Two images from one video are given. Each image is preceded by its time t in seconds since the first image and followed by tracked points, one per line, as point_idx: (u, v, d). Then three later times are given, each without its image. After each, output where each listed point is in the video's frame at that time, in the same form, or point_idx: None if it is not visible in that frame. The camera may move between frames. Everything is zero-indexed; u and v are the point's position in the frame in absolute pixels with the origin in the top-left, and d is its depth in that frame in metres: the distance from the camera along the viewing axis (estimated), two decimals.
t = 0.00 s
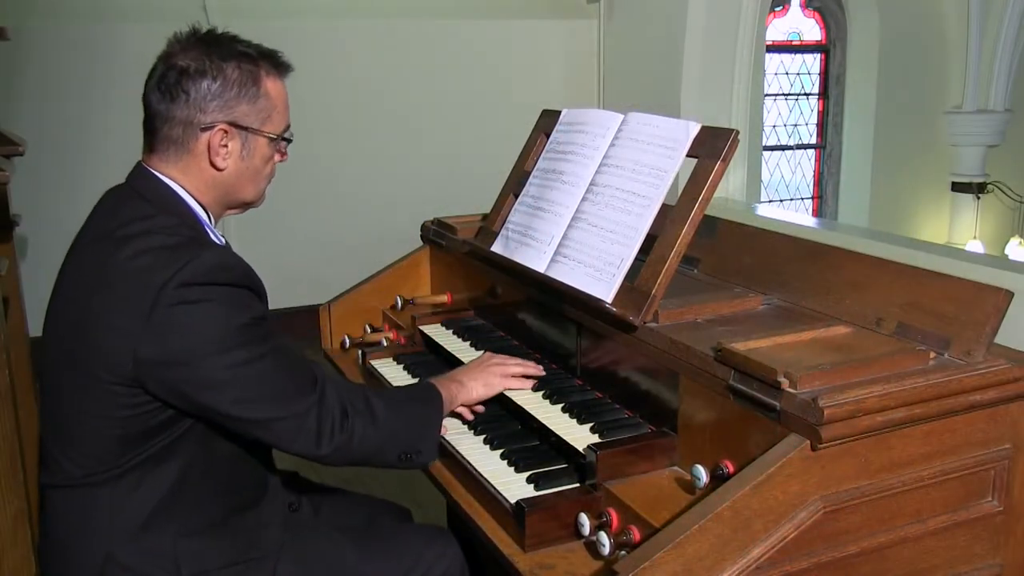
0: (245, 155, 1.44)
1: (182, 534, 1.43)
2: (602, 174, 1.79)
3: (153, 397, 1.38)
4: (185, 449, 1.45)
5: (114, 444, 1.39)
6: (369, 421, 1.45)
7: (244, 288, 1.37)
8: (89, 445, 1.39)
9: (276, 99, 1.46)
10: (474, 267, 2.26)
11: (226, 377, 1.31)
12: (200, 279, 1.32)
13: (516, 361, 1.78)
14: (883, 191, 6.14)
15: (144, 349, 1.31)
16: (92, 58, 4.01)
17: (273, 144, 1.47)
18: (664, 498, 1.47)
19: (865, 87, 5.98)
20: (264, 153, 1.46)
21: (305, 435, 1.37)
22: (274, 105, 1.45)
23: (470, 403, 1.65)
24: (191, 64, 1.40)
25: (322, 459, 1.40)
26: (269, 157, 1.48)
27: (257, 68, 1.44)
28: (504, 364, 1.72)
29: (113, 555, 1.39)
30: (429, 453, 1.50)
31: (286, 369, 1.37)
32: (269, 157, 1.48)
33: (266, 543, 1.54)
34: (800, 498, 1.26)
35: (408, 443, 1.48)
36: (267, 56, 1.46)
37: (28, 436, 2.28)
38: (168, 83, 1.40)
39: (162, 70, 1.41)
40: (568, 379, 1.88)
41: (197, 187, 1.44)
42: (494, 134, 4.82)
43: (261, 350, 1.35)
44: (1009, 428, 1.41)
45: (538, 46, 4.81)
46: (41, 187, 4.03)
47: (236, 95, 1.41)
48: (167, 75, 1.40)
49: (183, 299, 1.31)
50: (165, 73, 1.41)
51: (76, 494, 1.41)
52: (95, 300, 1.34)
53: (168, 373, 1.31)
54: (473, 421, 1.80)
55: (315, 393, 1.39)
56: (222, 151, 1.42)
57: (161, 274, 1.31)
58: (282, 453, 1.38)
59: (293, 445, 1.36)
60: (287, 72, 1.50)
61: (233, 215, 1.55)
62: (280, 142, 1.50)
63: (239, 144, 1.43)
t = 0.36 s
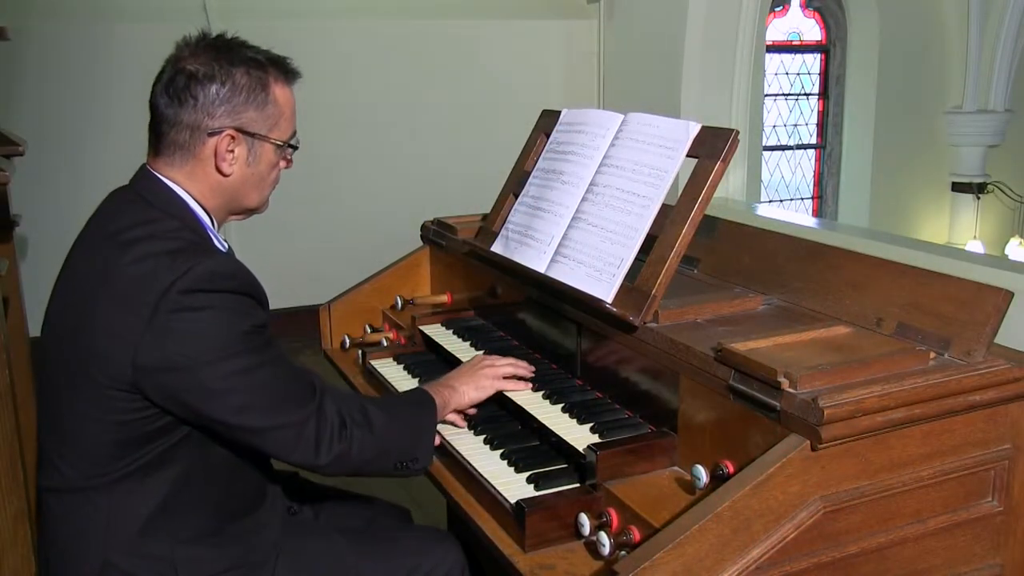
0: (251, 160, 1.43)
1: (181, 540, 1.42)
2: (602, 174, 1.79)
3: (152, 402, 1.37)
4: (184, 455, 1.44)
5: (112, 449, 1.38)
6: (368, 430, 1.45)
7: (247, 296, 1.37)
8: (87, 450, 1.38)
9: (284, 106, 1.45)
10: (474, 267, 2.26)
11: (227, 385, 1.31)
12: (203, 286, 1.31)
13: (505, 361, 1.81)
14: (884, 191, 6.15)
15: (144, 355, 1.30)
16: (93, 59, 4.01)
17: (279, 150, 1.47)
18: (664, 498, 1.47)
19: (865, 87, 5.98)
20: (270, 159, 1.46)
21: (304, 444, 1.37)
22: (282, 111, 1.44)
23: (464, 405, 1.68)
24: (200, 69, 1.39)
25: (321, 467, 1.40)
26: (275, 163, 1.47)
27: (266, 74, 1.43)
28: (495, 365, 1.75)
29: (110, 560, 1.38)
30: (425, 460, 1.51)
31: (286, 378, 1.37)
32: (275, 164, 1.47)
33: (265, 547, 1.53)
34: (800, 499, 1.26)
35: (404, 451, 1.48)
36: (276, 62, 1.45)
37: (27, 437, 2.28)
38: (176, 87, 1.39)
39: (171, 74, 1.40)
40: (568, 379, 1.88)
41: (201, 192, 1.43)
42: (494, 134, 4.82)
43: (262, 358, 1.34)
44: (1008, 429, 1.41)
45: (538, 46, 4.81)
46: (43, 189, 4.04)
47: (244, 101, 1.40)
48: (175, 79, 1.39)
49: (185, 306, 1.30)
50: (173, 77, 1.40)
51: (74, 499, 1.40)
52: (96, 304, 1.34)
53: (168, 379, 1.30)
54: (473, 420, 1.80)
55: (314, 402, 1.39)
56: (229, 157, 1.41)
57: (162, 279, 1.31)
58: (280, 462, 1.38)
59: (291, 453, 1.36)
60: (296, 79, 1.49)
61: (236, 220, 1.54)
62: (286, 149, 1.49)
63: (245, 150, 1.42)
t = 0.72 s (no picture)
0: (251, 162, 1.43)
1: (181, 543, 1.42)
2: (602, 174, 1.79)
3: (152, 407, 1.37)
4: (184, 458, 1.44)
5: (112, 453, 1.38)
6: (370, 432, 1.44)
7: (247, 299, 1.36)
8: (86, 454, 1.38)
9: (283, 107, 1.45)
10: (474, 267, 2.27)
11: (228, 389, 1.31)
12: (203, 290, 1.31)
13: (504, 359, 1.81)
14: (884, 190, 6.15)
15: (143, 359, 1.30)
16: (94, 60, 4.02)
17: (279, 151, 1.47)
18: (664, 498, 1.47)
19: (865, 86, 5.98)
20: (270, 160, 1.46)
21: (306, 446, 1.37)
22: (281, 112, 1.44)
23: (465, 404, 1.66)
24: (199, 70, 1.39)
25: (324, 469, 1.40)
26: (275, 164, 1.47)
27: (265, 75, 1.43)
28: (495, 364, 1.73)
29: (110, 561, 1.38)
30: (427, 460, 1.51)
31: (288, 381, 1.37)
32: (275, 165, 1.47)
33: (266, 548, 1.54)
34: (800, 499, 1.26)
35: (406, 451, 1.49)
36: (275, 62, 1.44)
37: (27, 437, 2.28)
38: (175, 88, 1.39)
39: (169, 75, 1.40)
40: (568, 379, 1.88)
41: (201, 194, 1.43)
42: (494, 134, 4.82)
43: (263, 361, 1.34)
44: (1008, 429, 1.41)
45: (538, 46, 4.81)
46: (43, 189, 4.04)
47: (243, 103, 1.40)
48: (174, 80, 1.39)
49: (185, 310, 1.30)
50: (172, 78, 1.40)
51: (74, 502, 1.40)
52: (94, 308, 1.33)
53: (168, 384, 1.30)
54: (472, 420, 1.80)
55: (316, 405, 1.39)
56: (228, 158, 1.41)
57: (162, 283, 1.31)
58: (281, 464, 1.38)
59: (293, 456, 1.36)
60: (296, 79, 1.49)
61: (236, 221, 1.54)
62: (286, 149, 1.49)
63: (245, 151, 1.42)
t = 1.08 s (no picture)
0: (245, 158, 1.43)
1: (182, 545, 1.42)
2: (602, 174, 1.79)
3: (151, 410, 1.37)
4: (183, 461, 1.44)
5: (111, 457, 1.38)
6: (374, 429, 1.44)
7: (245, 300, 1.36)
8: (85, 458, 1.38)
9: (275, 101, 1.45)
10: (474, 267, 2.27)
11: (227, 390, 1.30)
12: (200, 292, 1.31)
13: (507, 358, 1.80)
14: (884, 190, 6.16)
15: (142, 364, 1.30)
16: (94, 60, 4.02)
17: (272, 146, 1.47)
18: (664, 498, 1.47)
19: (865, 86, 5.98)
20: (263, 155, 1.46)
21: (308, 446, 1.36)
22: (273, 107, 1.44)
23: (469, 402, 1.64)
24: (187, 68, 1.38)
25: (328, 467, 1.39)
26: (268, 159, 1.47)
27: (255, 70, 1.43)
28: (501, 364, 1.71)
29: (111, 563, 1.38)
30: (432, 457, 1.50)
31: (288, 381, 1.37)
32: (268, 160, 1.47)
33: (266, 549, 1.53)
34: (800, 499, 1.26)
35: (411, 449, 1.48)
36: (264, 57, 1.44)
37: (26, 438, 2.28)
38: (164, 87, 1.38)
39: (157, 74, 1.39)
40: (569, 379, 1.89)
41: (195, 193, 1.43)
42: (494, 134, 4.82)
43: (262, 362, 1.34)
44: (1008, 429, 1.41)
45: (538, 46, 4.81)
46: (43, 188, 4.04)
47: (234, 99, 1.40)
48: (163, 79, 1.38)
49: (181, 313, 1.30)
50: (160, 77, 1.39)
51: (75, 507, 1.40)
52: (90, 312, 1.33)
53: (167, 387, 1.30)
54: (473, 420, 1.80)
55: (317, 404, 1.39)
56: (221, 155, 1.41)
57: (158, 286, 1.30)
58: (283, 464, 1.37)
59: (294, 456, 1.36)
60: (286, 73, 1.49)
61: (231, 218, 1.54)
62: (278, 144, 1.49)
63: (238, 147, 1.42)
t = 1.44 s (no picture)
0: (232, 150, 1.43)
1: (183, 544, 1.42)
2: (602, 174, 1.79)
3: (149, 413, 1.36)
4: (183, 464, 1.43)
5: (111, 462, 1.38)
6: (375, 425, 1.44)
7: (240, 298, 1.36)
8: (85, 464, 1.37)
9: (258, 89, 1.44)
10: (474, 267, 2.27)
11: (225, 390, 1.30)
12: (194, 293, 1.31)
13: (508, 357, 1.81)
14: (884, 191, 6.16)
15: (139, 367, 1.30)
16: (95, 61, 4.02)
17: (259, 135, 1.46)
18: (664, 499, 1.47)
19: (865, 86, 5.99)
20: (251, 145, 1.45)
21: (308, 445, 1.36)
22: (256, 95, 1.43)
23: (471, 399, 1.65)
24: (165, 63, 1.37)
25: (328, 465, 1.39)
26: (257, 149, 1.46)
27: (235, 59, 1.42)
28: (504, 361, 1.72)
29: (111, 565, 1.38)
30: (435, 453, 1.49)
31: (287, 379, 1.37)
32: (257, 150, 1.47)
33: (266, 549, 1.54)
34: (800, 499, 1.26)
35: (414, 446, 1.47)
36: (243, 45, 1.43)
37: (27, 438, 2.28)
38: (144, 84, 1.38)
39: (135, 71, 1.38)
40: (569, 380, 1.89)
41: (184, 190, 1.43)
42: (495, 135, 4.82)
43: (260, 360, 1.34)
44: (1009, 429, 1.41)
45: (539, 46, 4.81)
46: (43, 189, 4.04)
47: (216, 90, 1.39)
48: (141, 76, 1.38)
49: (177, 314, 1.30)
50: (139, 74, 1.38)
51: (75, 513, 1.40)
52: (85, 318, 1.33)
53: (165, 389, 1.30)
54: (472, 420, 1.80)
55: (318, 402, 1.38)
56: (208, 149, 1.40)
57: (153, 288, 1.30)
58: (284, 463, 1.37)
59: (295, 455, 1.35)
60: (267, 60, 1.48)
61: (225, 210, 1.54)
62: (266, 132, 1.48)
63: (225, 140, 1.41)
